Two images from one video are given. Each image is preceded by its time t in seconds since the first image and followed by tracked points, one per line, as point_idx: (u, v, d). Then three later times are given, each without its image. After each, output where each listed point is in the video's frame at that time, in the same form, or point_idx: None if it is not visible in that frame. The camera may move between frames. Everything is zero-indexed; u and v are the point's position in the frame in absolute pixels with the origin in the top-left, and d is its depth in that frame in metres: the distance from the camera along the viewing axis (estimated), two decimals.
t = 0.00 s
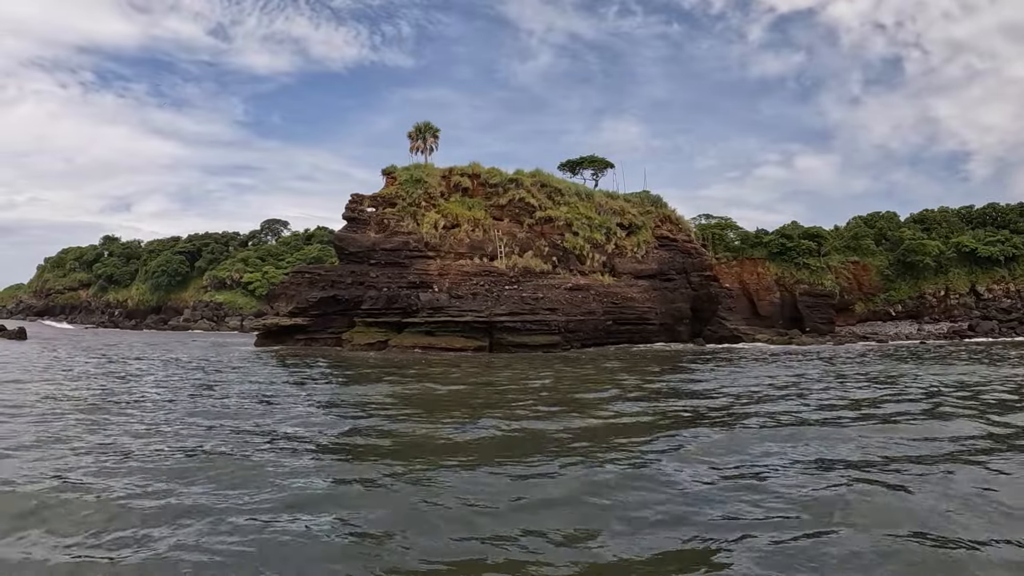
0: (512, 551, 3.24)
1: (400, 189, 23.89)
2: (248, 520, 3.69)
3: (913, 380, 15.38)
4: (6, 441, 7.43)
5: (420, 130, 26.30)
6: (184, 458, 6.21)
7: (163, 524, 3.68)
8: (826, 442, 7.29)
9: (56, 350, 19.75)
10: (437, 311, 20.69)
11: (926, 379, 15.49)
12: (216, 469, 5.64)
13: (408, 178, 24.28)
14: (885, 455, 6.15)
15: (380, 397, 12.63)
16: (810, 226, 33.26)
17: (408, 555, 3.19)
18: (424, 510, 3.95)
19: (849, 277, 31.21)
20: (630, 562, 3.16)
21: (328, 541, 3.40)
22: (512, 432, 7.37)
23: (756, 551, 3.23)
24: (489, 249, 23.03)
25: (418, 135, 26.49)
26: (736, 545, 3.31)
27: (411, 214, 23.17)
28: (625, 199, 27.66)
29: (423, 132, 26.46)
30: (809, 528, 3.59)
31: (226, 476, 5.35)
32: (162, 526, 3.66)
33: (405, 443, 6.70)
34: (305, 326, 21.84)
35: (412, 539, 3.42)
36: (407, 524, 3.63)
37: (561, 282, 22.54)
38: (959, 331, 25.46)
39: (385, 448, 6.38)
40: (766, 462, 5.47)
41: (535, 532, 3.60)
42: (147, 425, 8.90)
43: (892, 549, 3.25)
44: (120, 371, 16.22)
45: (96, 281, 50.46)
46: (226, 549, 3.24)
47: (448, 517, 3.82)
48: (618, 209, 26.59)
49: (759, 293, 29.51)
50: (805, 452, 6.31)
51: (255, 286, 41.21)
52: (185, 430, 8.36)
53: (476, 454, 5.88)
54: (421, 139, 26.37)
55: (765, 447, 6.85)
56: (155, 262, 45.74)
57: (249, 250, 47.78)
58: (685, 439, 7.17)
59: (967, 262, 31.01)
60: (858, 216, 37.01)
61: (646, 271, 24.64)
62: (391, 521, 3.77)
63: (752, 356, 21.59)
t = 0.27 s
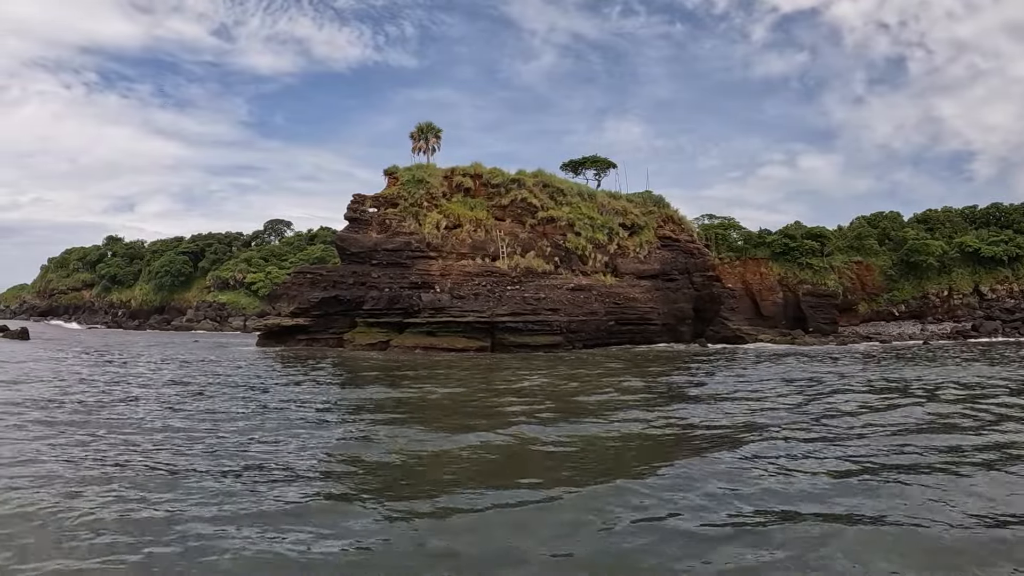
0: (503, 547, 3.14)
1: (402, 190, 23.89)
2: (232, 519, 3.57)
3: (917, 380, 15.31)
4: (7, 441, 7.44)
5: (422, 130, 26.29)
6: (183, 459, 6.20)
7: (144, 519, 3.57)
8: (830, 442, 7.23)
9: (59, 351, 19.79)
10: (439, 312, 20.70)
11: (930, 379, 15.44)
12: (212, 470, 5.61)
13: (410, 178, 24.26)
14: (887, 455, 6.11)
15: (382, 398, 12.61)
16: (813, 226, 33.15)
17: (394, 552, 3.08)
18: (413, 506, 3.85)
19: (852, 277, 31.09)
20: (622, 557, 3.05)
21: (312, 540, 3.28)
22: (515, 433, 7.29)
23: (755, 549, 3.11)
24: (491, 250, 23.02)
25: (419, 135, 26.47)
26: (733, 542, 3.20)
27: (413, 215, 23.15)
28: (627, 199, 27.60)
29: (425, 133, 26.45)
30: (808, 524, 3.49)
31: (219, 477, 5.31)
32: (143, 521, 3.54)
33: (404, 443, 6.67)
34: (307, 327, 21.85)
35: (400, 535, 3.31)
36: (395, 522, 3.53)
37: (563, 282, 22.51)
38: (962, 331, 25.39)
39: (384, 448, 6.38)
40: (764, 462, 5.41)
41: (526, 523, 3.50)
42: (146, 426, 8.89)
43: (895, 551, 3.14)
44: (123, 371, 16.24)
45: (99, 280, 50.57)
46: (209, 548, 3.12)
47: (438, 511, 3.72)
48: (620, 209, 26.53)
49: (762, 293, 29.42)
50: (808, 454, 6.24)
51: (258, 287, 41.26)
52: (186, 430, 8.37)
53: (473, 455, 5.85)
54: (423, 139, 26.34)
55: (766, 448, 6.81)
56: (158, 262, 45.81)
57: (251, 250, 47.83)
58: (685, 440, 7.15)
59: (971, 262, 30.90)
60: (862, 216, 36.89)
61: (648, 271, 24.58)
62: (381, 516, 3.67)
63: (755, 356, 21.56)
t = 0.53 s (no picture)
0: (489, 544, 3.02)
1: (403, 190, 23.89)
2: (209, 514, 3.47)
3: (919, 380, 15.26)
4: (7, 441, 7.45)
5: (423, 130, 26.31)
6: (181, 459, 6.20)
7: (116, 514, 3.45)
8: (829, 443, 7.21)
9: (61, 351, 19.82)
10: (440, 312, 20.70)
11: (932, 379, 15.38)
12: (209, 470, 5.60)
13: (412, 178, 24.27)
14: (887, 456, 6.08)
15: (382, 398, 12.60)
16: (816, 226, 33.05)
17: (374, 549, 2.96)
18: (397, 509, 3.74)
19: (855, 277, 31.00)
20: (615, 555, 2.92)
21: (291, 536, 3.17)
22: (514, 434, 7.28)
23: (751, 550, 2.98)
24: (493, 250, 23.00)
25: (421, 136, 26.48)
26: (727, 541, 3.09)
27: (415, 215, 23.15)
28: (629, 199, 27.55)
29: (427, 133, 26.44)
30: (804, 521, 3.37)
31: (211, 479, 5.26)
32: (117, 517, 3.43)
33: (403, 445, 6.64)
34: (308, 327, 21.86)
35: (381, 533, 3.20)
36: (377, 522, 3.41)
37: (564, 282, 22.48)
38: (966, 331, 25.29)
39: (381, 449, 6.37)
40: (762, 464, 5.34)
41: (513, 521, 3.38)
42: (146, 426, 8.89)
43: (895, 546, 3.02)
44: (124, 370, 16.25)
45: (102, 280, 50.68)
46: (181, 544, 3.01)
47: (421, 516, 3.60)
48: (622, 209, 26.49)
49: (764, 293, 29.35)
50: (806, 455, 6.22)
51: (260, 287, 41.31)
52: (185, 430, 8.39)
53: (469, 456, 5.81)
54: (425, 139, 26.36)
55: (764, 448, 6.79)
56: (161, 262, 45.90)
57: (253, 250, 47.88)
58: (684, 440, 7.14)
59: (974, 262, 30.78)
60: (864, 215, 36.77)
61: (650, 271, 24.53)
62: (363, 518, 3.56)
63: (757, 356, 21.51)
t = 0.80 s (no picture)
0: (475, 556, 2.93)
1: (404, 190, 23.90)
2: (170, 530, 3.36)
3: (921, 380, 15.20)
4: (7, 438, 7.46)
5: (425, 130, 26.31)
6: (179, 457, 6.21)
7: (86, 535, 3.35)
8: (829, 443, 7.17)
9: (63, 350, 19.88)
10: (441, 312, 20.71)
11: (935, 379, 15.32)
12: (208, 467, 5.60)
13: (413, 178, 24.28)
14: (886, 456, 6.04)
15: (382, 398, 12.60)
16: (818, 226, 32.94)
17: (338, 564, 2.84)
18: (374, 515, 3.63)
19: (858, 277, 30.91)
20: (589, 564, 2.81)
21: (256, 550, 3.06)
22: (512, 434, 7.26)
23: (733, 562, 2.85)
24: (494, 250, 22.99)
25: (423, 136, 26.49)
26: (727, 543, 3.05)
27: (416, 215, 23.15)
28: (631, 199, 27.50)
29: (428, 132, 26.44)
30: (805, 522, 3.33)
31: (201, 476, 5.22)
32: (81, 538, 3.33)
33: (405, 444, 6.60)
34: (310, 327, 21.88)
35: (348, 547, 3.09)
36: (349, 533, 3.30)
37: (566, 282, 22.45)
38: (969, 330, 25.18)
39: (379, 449, 6.37)
40: (762, 464, 5.26)
41: (486, 532, 3.27)
42: (146, 424, 8.91)
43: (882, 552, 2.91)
44: (126, 370, 16.28)
45: (105, 280, 50.82)
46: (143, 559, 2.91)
47: (392, 525, 3.50)
48: (624, 209, 26.45)
49: (767, 293, 29.27)
50: (806, 455, 6.17)
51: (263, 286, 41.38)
52: (184, 429, 8.40)
53: (467, 453, 5.79)
54: (426, 139, 26.36)
55: (764, 448, 6.75)
56: (164, 262, 46.01)
57: (256, 250, 47.96)
58: (683, 440, 7.10)
59: (978, 262, 30.65)
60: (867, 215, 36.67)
61: (652, 271, 24.48)
62: (333, 528, 3.49)
63: (758, 356, 21.46)
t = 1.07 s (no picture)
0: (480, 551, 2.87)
1: (406, 190, 23.90)
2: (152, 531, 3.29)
3: (924, 381, 15.13)
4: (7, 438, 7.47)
5: (426, 130, 26.31)
6: (177, 457, 6.20)
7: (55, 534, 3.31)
8: (829, 443, 7.15)
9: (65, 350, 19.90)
10: (443, 312, 20.72)
11: (938, 380, 15.26)
12: (203, 467, 5.58)
13: (414, 178, 24.28)
14: (885, 456, 6.02)
15: (382, 398, 12.59)
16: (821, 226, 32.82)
17: (303, 561, 2.75)
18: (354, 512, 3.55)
19: (860, 277, 30.82)
20: (562, 565, 2.71)
21: (221, 548, 2.97)
22: (511, 435, 7.23)
23: (729, 559, 2.76)
24: (495, 250, 22.97)
25: (424, 136, 26.49)
26: (734, 537, 3.00)
27: (417, 215, 23.16)
28: (633, 199, 27.45)
29: (430, 133, 26.48)
30: (815, 516, 3.26)
31: (194, 477, 5.20)
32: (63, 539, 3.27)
33: (402, 445, 6.58)
34: (311, 327, 21.87)
35: (331, 546, 3.00)
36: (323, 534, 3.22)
37: (567, 282, 22.42)
38: (972, 330, 25.09)
39: (376, 450, 6.36)
40: (763, 464, 5.22)
41: (488, 530, 3.22)
42: (145, 425, 8.90)
43: (870, 552, 2.80)
44: (127, 370, 16.29)
45: (108, 281, 50.90)
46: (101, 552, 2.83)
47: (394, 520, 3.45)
48: (625, 209, 26.41)
49: (769, 293, 29.18)
50: (805, 456, 6.14)
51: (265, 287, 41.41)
52: (183, 430, 8.39)
53: (465, 454, 5.79)
54: (428, 139, 26.36)
55: (763, 449, 6.73)
56: (167, 263, 46.07)
57: (258, 251, 48.00)
58: (682, 441, 7.08)
59: (980, 262, 30.54)
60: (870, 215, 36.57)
61: (654, 271, 24.43)
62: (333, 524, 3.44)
63: (760, 356, 21.41)
